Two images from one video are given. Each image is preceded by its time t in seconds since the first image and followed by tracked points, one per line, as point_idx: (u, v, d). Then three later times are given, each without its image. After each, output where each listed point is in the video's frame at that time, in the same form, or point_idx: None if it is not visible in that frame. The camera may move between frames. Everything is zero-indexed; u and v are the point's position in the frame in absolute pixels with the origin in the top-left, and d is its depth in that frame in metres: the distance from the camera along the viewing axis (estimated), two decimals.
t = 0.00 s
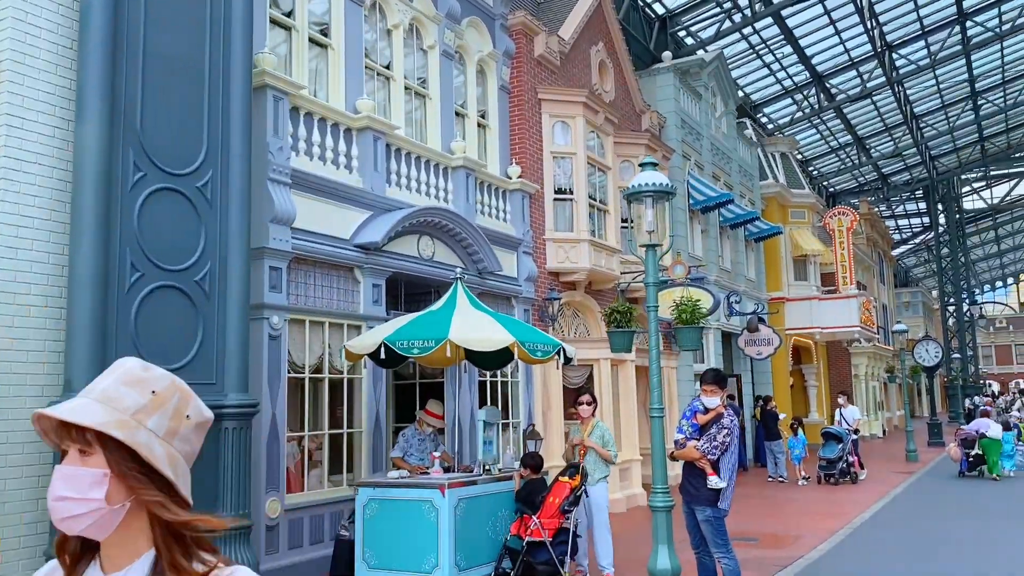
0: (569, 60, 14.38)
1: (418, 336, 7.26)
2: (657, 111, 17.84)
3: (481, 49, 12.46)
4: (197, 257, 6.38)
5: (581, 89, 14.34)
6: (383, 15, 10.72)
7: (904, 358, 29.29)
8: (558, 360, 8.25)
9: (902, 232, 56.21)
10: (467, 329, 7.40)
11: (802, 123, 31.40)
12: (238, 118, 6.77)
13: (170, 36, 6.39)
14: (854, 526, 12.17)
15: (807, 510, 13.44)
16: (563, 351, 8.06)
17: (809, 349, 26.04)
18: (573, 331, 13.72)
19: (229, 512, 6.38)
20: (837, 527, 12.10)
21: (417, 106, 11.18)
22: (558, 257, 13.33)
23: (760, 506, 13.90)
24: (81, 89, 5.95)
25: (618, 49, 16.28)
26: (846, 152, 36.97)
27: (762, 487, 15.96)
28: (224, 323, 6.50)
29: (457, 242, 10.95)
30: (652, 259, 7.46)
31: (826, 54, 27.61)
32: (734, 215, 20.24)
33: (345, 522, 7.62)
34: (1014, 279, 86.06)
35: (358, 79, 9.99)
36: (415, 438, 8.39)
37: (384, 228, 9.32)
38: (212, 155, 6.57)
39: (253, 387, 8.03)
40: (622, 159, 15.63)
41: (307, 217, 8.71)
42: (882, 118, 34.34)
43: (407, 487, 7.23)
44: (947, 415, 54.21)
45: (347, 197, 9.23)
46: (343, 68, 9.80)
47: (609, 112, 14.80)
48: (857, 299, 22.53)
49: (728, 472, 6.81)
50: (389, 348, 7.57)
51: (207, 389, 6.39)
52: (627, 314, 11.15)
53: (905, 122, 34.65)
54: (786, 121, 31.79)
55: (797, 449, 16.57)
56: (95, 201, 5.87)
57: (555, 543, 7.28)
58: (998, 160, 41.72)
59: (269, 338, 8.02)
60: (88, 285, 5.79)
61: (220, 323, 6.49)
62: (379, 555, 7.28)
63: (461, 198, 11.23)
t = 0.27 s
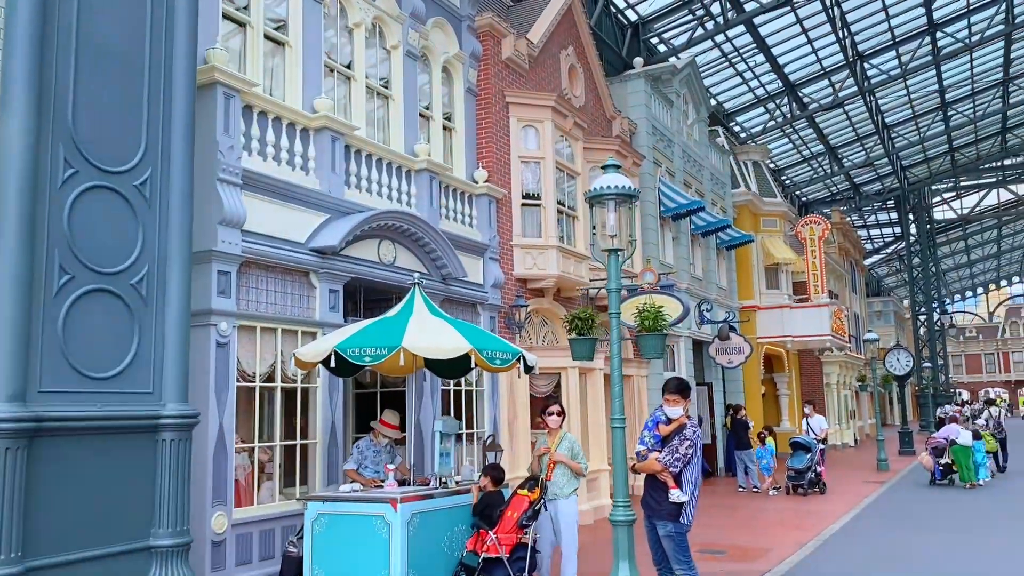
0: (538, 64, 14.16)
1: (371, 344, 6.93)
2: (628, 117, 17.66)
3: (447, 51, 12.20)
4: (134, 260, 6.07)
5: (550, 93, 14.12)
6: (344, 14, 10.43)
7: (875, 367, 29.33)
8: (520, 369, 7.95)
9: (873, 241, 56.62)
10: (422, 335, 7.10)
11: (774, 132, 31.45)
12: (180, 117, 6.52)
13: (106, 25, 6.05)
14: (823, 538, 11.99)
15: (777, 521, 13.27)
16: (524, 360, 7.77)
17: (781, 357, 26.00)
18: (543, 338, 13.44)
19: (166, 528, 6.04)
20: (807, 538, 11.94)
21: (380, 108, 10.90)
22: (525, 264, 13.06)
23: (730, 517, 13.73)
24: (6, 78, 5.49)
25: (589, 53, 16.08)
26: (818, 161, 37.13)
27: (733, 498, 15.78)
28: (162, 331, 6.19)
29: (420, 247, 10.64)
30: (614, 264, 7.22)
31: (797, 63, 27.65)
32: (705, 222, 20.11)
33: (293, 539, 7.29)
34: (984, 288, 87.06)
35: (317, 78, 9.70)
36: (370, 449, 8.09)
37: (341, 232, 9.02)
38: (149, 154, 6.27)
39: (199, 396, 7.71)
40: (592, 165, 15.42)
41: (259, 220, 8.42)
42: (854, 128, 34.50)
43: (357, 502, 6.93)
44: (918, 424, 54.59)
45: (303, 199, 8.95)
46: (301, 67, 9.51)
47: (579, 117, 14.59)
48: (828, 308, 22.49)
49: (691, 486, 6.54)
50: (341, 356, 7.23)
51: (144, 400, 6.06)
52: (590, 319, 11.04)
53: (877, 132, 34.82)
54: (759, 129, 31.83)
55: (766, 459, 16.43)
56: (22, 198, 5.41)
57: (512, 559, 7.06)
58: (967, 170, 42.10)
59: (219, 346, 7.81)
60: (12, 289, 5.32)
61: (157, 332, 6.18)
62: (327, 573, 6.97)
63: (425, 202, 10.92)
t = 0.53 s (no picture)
0: (506, 65, 13.91)
1: (319, 349, 6.64)
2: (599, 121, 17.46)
3: (412, 50, 11.91)
4: (64, 258, 5.17)
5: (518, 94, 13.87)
6: (304, 9, 10.12)
7: (846, 374, 29.36)
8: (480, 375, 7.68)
9: (845, 249, 57.01)
10: (376, 340, 6.80)
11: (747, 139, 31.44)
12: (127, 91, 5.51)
13: None
14: (792, 547, 11.79)
15: (746, 530, 13.11)
16: (484, 366, 7.50)
17: (752, 364, 25.93)
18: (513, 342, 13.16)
19: (97, 550, 4.97)
20: (776, 547, 11.77)
21: (342, 107, 10.60)
22: (492, 268, 12.78)
23: (699, 526, 13.55)
24: None
25: (558, 56, 15.86)
26: (791, 169, 37.23)
27: (703, 506, 15.59)
28: (100, 334, 5.21)
29: (381, 249, 10.33)
30: (576, 267, 6.97)
31: (769, 71, 27.65)
32: (677, 228, 19.96)
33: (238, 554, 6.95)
34: (953, 296, 88.04)
35: (274, 75, 9.38)
36: (322, 459, 7.79)
37: (296, 233, 8.72)
38: (87, 129, 5.35)
39: (143, 403, 7.39)
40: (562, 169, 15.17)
41: (209, 220, 8.11)
42: (825, 135, 34.61)
43: (306, 515, 6.62)
44: (888, 430, 54.95)
45: (256, 199, 8.64)
46: (257, 63, 9.19)
47: (548, 120, 14.35)
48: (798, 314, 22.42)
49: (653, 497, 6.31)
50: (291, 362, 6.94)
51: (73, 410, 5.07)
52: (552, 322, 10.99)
53: (848, 140, 34.94)
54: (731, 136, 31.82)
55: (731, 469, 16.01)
56: None
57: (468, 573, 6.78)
58: (937, 178, 42.45)
59: (163, 351, 7.48)
60: None
61: (95, 335, 5.22)
62: None
63: (386, 204, 10.63)
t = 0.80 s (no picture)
0: (472, 63, 13.60)
1: (265, 351, 6.29)
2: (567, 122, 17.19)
3: (374, 45, 11.56)
4: None
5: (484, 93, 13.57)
6: None
7: (814, 380, 29.38)
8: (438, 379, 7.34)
9: (813, 256, 57.39)
10: (325, 342, 6.44)
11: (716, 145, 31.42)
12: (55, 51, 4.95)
13: None
14: (759, 556, 11.56)
15: (714, 538, 12.88)
16: (441, 369, 7.16)
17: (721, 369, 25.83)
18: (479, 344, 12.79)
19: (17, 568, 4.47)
20: (744, 556, 11.55)
21: (299, 101, 10.24)
22: (456, 270, 12.45)
23: (666, 534, 13.30)
24: None
25: (526, 55, 15.58)
26: (760, 175, 37.32)
27: (671, 513, 15.36)
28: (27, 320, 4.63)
29: (338, 249, 9.97)
30: (537, 266, 6.65)
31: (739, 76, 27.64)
32: (646, 231, 19.76)
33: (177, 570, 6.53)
34: (919, 304, 89.12)
35: (227, 66, 9.00)
36: (271, 468, 7.41)
37: (247, 231, 8.35)
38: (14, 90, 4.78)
39: (78, 408, 6.96)
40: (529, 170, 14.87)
41: (154, 216, 7.71)
42: (794, 142, 34.71)
43: (249, 527, 6.24)
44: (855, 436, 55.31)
45: (205, 194, 8.26)
46: (208, 53, 8.81)
47: (515, 120, 14.06)
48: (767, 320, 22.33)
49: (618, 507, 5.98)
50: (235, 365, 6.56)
51: None
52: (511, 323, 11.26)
53: (816, 147, 35.08)
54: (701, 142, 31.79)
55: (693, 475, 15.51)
56: None
57: None
58: (904, 186, 42.83)
59: (101, 354, 7.06)
60: None
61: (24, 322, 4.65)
62: None
63: (345, 202, 10.27)
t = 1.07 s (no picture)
0: (432, 52, 13.23)
1: (200, 341, 5.87)
2: (531, 117, 16.86)
3: (329, 29, 11.13)
4: None
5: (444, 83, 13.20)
6: None
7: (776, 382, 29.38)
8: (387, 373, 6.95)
9: (775, 261, 57.79)
10: (265, 332, 6.04)
11: (680, 147, 31.33)
12: None
13: None
14: (722, 559, 11.29)
15: (676, 540, 12.63)
16: (390, 362, 6.77)
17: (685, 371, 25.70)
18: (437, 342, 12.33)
19: None
20: (708, 558, 11.31)
21: (248, 85, 9.81)
22: (414, 265, 12.05)
23: (629, 537, 13.03)
24: None
25: (489, 48, 15.24)
26: (723, 178, 37.39)
27: (634, 516, 15.09)
28: None
29: (288, 239, 9.55)
30: (493, 252, 6.24)
31: (703, 78, 27.58)
32: (610, 230, 19.46)
33: None
34: (878, 309, 90.32)
35: (169, 44, 8.53)
36: (210, 467, 6.97)
37: (188, 218, 7.91)
38: None
39: None
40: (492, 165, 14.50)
41: (86, 199, 7.25)
42: (758, 145, 34.78)
43: (180, 529, 5.80)
44: (817, 440, 55.70)
45: (142, 178, 7.81)
46: (149, 30, 8.35)
47: (476, 111, 13.71)
48: (730, 321, 22.21)
49: (577, 504, 5.65)
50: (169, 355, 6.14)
51: None
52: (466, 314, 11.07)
53: (780, 150, 35.21)
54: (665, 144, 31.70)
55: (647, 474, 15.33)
56: None
57: None
58: (865, 191, 43.20)
59: (26, 344, 6.57)
60: None
61: None
62: None
63: (296, 191, 9.84)
